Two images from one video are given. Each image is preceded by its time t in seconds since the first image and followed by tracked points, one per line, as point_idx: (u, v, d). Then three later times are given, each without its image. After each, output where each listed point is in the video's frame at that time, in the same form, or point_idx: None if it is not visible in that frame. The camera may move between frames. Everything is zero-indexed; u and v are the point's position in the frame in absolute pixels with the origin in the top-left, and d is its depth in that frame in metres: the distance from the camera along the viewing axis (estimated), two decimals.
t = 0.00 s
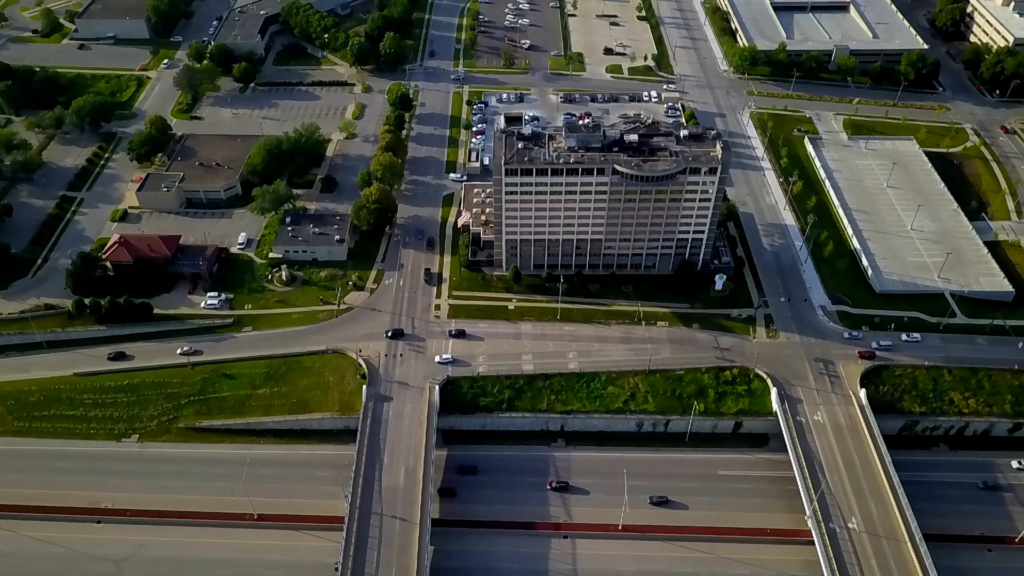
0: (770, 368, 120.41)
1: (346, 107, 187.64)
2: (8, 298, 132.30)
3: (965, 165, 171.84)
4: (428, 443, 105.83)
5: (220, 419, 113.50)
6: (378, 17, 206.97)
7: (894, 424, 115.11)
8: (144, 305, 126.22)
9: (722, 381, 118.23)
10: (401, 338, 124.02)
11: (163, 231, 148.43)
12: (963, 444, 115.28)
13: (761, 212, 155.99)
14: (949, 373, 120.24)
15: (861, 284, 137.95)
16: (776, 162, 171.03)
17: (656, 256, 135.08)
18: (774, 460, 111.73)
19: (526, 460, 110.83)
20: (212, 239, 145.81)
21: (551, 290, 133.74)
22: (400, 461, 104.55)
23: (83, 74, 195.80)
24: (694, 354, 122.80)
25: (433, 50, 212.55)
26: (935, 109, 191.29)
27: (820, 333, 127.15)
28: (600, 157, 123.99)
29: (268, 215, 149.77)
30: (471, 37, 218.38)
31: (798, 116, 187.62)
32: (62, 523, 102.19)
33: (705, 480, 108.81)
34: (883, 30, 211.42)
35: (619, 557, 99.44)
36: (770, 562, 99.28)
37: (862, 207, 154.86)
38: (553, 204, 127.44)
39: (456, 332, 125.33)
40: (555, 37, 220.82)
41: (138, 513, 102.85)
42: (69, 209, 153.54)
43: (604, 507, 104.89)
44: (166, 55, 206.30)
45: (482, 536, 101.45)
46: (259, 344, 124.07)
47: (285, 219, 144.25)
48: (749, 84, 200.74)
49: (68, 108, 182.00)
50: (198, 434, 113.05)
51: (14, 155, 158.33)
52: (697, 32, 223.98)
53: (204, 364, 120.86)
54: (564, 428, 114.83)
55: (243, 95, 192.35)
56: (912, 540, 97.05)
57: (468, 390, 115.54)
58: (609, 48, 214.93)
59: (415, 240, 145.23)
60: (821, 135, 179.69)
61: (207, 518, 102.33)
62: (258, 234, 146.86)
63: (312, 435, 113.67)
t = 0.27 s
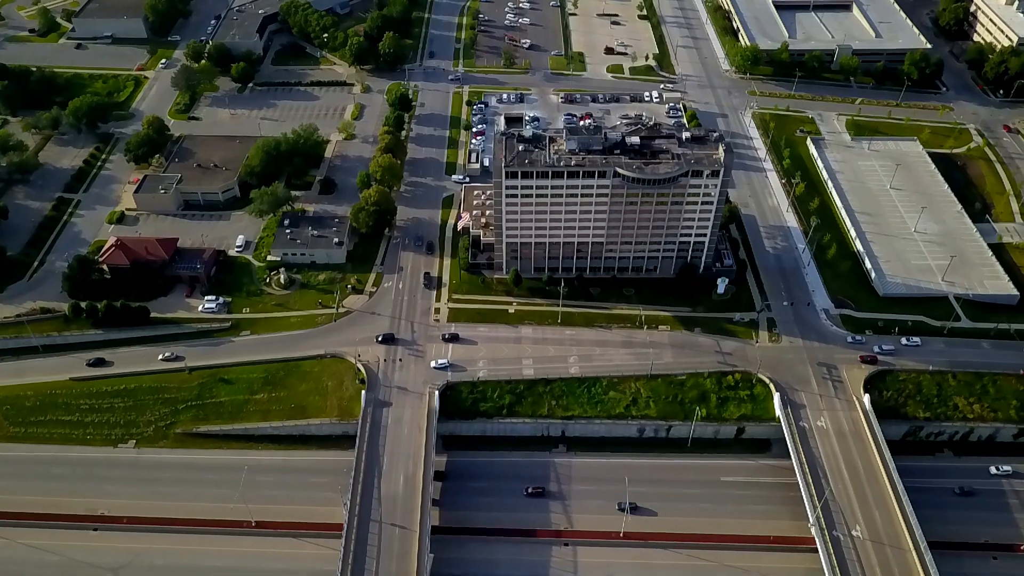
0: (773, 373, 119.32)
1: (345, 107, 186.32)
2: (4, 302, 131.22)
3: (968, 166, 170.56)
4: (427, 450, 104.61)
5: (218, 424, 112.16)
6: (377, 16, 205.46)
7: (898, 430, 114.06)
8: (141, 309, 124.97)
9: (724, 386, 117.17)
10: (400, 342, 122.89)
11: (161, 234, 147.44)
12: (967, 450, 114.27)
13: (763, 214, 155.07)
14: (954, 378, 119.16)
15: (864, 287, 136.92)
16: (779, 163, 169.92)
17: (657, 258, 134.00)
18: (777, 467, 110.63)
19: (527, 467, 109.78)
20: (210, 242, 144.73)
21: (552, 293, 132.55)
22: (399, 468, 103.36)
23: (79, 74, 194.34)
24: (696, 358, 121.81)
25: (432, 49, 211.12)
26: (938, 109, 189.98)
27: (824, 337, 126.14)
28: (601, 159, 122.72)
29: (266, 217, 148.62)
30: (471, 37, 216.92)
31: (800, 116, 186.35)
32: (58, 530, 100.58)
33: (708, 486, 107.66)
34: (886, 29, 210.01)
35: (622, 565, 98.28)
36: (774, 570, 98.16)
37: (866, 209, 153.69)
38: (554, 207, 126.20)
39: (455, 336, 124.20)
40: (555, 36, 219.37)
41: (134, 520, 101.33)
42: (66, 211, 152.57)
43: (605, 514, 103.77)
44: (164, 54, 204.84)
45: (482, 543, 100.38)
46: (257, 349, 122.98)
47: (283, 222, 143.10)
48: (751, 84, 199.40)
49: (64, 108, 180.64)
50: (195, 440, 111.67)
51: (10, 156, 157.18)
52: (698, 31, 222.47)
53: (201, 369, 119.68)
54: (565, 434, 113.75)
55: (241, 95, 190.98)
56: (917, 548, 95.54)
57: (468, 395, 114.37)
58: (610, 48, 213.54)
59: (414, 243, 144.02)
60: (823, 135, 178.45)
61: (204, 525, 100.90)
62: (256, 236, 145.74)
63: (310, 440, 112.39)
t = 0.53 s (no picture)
0: (775, 377, 118.25)
1: (344, 107, 184.95)
2: None
3: (972, 167, 169.34)
4: (427, 456, 103.40)
5: (215, 429, 110.95)
6: (376, 15, 203.93)
7: (902, 435, 113.01)
8: (139, 312, 123.75)
9: (727, 391, 116.13)
10: (399, 346, 121.79)
11: (158, 236, 146.24)
12: (972, 455, 113.20)
13: (765, 216, 154.13)
14: (958, 382, 118.12)
15: (868, 290, 136.00)
16: (781, 164, 168.85)
17: (659, 261, 132.94)
18: (781, 472, 109.49)
19: (527, 472, 108.72)
20: (208, 244, 143.54)
21: (553, 297, 131.48)
22: (398, 475, 102.21)
23: (76, 73, 192.94)
24: (698, 362, 120.76)
25: (432, 48, 209.71)
26: (942, 109, 188.68)
27: (827, 341, 125.12)
28: (603, 161, 121.50)
29: (264, 219, 147.46)
30: (471, 35, 215.43)
31: (803, 116, 185.10)
32: (53, 537, 99.25)
33: (711, 492, 106.53)
34: (889, 28, 208.53)
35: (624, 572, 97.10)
36: None
37: (869, 210, 152.60)
38: (555, 209, 124.99)
39: (455, 340, 123.08)
40: (556, 35, 217.88)
41: (131, 527, 99.98)
42: (62, 213, 151.47)
43: (607, 521, 102.63)
44: (161, 53, 203.38)
45: (483, 550, 99.26)
46: (255, 352, 121.81)
47: (281, 223, 141.96)
48: (753, 83, 198.10)
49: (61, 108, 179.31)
50: (192, 445, 110.36)
51: (6, 157, 155.96)
52: (700, 30, 220.95)
53: (199, 373, 118.49)
54: (566, 439, 112.67)
55: (239, 94, 189.60)
56: (923, 556, 94.22)
57: (468, 400, 113.25)
58: (611, 47, 212.09)
59: (414, 245, 142.97)
60: (826, 136, 177.33)
61: (201, 532, 99.55)
62: (254, 238, 144.62)
63: (309, 445, 111.19)
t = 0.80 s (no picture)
0: (778, 373, 117.28)
1: (343, 98, 183.05)
2: None
3: (977, 158, 167.63)
4: (427, 453, 102.50)
5: (214, 425, 110.08)
6: (375, 4, 201.50)
7: (905, 431, 112.14)
8: (136, 307, 122.67)
9: (729, 386, 115.19)
10: (399, 341, 120.79)
11: (155, 229, 144.99)
12: (976, 451, 112.38)
13: (768, 208, 152.83)
14: (962, 378, 117.16)
15: (871, 284, 134.87)
16: (784, 156, 167.25)
17: (661, 255, 131.73)
18: (783, 469, 108.67)
19: (528, 469, 107.95)
20: (205, 237, 142.33)
21: (554, 291, 130.33)
22: (398, 471, 101.38)
23: (72, 64, 190.87)
24: (700, 357, 119.80)
25: (431, 38, 207.50)
26: (947, 100, 186.68)
27: (830, 336, 124.08)
28: (604, 155, 119.94)
29: (262, 212, 146.13)
30: (471, 25, 213.04)
31: (806, 107, 183.21)
32: (51, 534, 98.41)
33: (713, 489, 105.76)
34: (894, 17, 206.12)
35: (625, 570, 96.40)
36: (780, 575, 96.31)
37: (873, 203, 151.15)
38: (556, 203, 123.57)
39: (455, 335, 122.03)
40: (557, 25, 215.42)
41: (129, 525, 99.15)
42: (58, 205, 150.20)
43: (609, 518, 101.87)
44: (158, 43, 201.18)
45: (483, 548, 98.55)
46: (254, 347, 120.84)
47: (280, 216, 140.60)
48: (756, 73, 196.02)
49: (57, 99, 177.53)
50: (191, 441, 109.48)
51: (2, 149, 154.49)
52: (702, 19, 218.43)
53: (197, 368, 117.51)
54: (567, 435, 111.84)
55: (237, 85, 187.64)
56: (926, 554, 93.37)
57: (468, 396, 112.31)
58: (613, 36, 209.69)
59: (413, 238, 141.77)
60: (829, 127, 175.56)
61: (200, 529, 98.77)
62: (252, 232, 143.39)
63: (308, 442, 110.35)
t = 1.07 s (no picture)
0: (781, 365, 116.40)
1: (342, 84, 180.85)
2: None
3: (982, 146, 165.76)
4: (427, 446, 101.83)
5: (212, 418, 109.36)
6: None
7: (908, 424, 111.42)
8: (133, 298, 121.63)
9: (731, 378, 114.35)
10: (398, 333, 119.82)
11: (152, 218, 143.61)
12: (979, 443, 111.72)
13: (771, 197, 151.36)
14: (966, 370, 116.27)
15: (875, 274, 133.67)
16: (788, 144, 165.41)
17: (663, 245, 130.46)
18: (785, 462, 108.08)
19: (529, 462, 107.35)
20: (202, 227, 141.00)
21: (554, 282, 129.13)
22: (398, 465, 100.75)
23: (67, 49, 188.46)
24: (702, 349, 118.87)
25: (431, 23, 204.78)
26: (952, 86, 184.33)
27: (833, 327, 123.05)
28: (606, 144, 118.23)
29: (260, 201, 144.65)
30: (471, 10, 210.16)
31: (810, 93, 181.01)
32: (49, 528, 97.91)
33: (714, 482, 105.22)
34: (899, 2, 203.21)
35: (626, 564, 96.00)
36: (782, 569, 95.90)
37: (877, 192, 149.55)
38: (557, 193, 122.06)
39: (455, 326, 121.03)
40: (558, 10, 212.53)
41: (128, 518, 98.66)
42: (54, 194, 148.78)
43: (609, 511, 101.39)
44: (154, 28, 198.57)
45: (484, 541, 98.10)
46: (252, 339, 119.89)
47: (277, 206, 139.10)
48: (759, 60, 193.62)
49: (52, 85, 175.42)
50: (189, 434, 108.81)
51: None
52: (705, 4, 215.45)
53: (195, 360, 116.65)
54: (567, 427, 111.14)
55: (234, 71, 185.35)
56: (928, 548, 92.87)
57: (468, 388, 111.47)
58: (615, 22, 206.88)
59: (413, 228, 140.46)
60: (833, 114, 173.50)
61: (199, 523, 98.27)
62: (250, 221, 142.05)
63: (307, 434, 109.67)
